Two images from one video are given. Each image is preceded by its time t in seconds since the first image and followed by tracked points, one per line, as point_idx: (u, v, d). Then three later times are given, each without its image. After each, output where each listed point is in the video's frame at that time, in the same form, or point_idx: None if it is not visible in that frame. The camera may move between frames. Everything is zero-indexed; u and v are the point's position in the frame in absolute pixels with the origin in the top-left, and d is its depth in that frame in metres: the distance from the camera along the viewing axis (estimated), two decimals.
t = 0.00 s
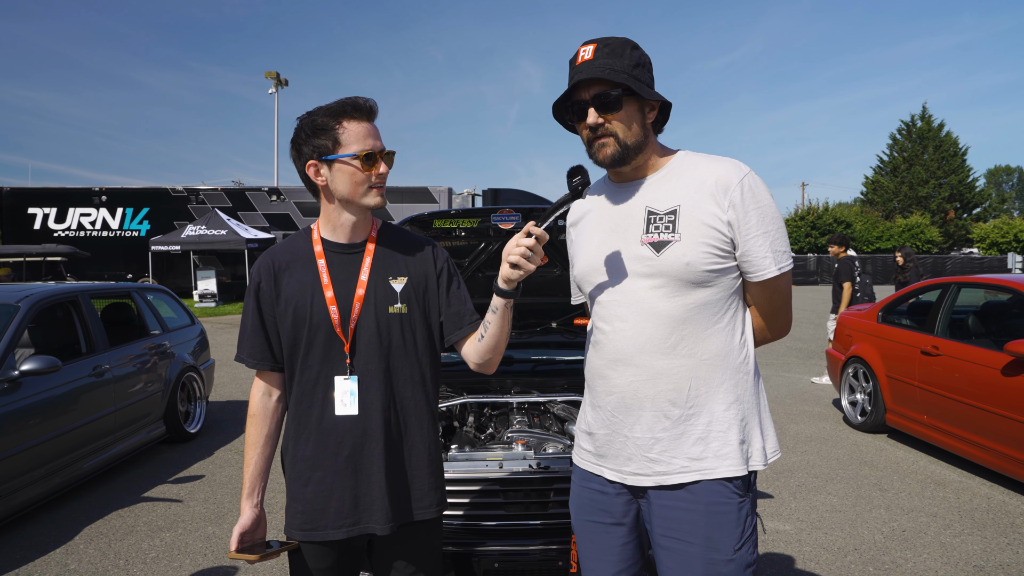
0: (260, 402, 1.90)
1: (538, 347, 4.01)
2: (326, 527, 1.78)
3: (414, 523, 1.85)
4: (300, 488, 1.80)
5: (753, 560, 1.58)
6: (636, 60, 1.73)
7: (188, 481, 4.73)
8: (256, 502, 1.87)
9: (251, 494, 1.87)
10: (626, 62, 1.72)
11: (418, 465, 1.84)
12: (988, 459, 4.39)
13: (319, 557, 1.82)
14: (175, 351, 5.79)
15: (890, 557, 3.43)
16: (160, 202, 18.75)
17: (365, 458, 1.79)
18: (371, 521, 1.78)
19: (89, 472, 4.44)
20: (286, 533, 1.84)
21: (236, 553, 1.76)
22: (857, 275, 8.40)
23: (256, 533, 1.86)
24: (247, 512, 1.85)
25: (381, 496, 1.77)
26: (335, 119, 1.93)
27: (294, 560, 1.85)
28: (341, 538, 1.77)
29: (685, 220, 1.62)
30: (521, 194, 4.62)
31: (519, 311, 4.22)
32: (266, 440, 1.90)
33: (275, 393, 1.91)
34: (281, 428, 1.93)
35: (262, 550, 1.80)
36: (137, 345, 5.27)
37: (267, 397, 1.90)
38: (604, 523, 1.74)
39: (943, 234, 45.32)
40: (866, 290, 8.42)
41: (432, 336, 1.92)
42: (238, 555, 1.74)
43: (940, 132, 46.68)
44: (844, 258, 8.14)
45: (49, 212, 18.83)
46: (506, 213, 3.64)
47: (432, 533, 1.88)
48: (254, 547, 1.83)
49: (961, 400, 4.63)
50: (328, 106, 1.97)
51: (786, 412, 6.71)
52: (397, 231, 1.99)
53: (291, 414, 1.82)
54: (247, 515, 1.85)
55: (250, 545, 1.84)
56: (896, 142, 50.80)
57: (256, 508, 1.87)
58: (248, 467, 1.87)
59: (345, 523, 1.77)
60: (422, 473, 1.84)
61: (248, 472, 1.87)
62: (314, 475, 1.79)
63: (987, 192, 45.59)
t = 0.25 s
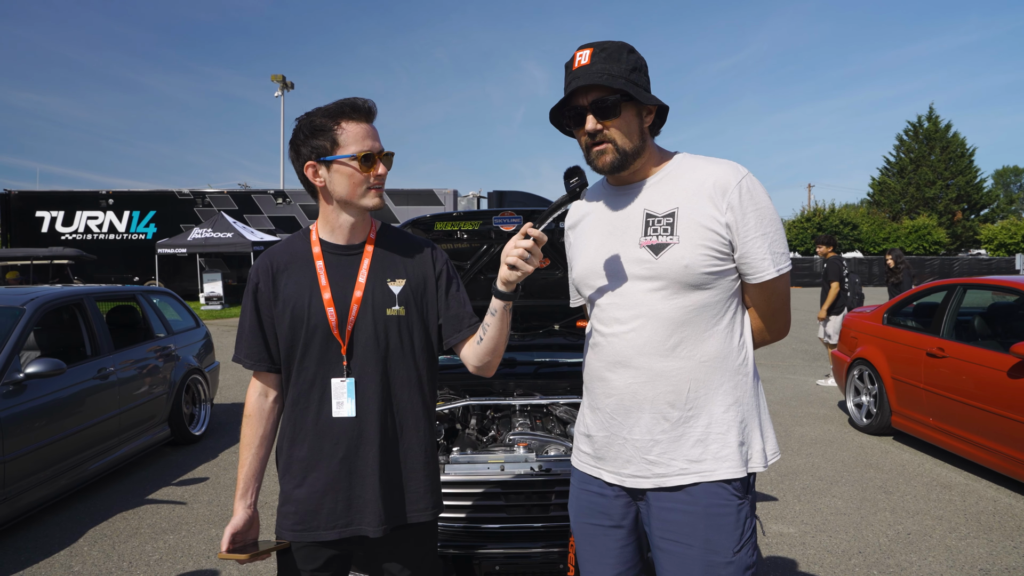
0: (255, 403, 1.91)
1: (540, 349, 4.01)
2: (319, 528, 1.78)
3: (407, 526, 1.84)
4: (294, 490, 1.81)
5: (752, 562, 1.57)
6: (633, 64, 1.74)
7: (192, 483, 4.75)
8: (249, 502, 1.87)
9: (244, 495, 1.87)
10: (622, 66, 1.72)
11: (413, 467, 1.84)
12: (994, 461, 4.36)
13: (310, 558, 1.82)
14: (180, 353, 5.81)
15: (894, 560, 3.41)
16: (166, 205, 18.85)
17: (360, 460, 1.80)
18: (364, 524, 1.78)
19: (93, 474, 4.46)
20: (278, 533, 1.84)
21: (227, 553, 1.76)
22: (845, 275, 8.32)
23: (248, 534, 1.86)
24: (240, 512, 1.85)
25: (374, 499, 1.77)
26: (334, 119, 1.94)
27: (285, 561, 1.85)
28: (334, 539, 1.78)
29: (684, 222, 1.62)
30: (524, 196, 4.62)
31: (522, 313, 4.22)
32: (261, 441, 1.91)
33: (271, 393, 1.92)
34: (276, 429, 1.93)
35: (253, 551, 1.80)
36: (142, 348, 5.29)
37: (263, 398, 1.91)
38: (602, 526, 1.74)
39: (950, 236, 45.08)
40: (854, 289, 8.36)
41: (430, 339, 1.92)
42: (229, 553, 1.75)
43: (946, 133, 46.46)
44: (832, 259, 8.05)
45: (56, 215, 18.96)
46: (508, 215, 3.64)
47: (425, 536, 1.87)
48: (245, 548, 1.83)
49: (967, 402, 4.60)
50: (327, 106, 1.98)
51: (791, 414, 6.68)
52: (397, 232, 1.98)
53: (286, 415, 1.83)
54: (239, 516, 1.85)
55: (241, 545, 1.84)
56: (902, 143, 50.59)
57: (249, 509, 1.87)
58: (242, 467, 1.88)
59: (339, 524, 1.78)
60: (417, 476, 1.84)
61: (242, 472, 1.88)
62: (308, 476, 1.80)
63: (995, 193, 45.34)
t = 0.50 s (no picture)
0: (251, 400, 1.91)
1: (544, 349, 4.01)
2: (313, 527, 1.79)
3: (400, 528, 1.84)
4: (289, 488, 1.81)
5: (752, 562, 1.57)
6: (631, 63, 1.73)
7: (197, 482, 4.77)
8: (243, 499, 1.88)
9: (238, 492, 1.88)
10: (621, 67, 1.72)
11: (408, 468, 1.84)
12: (1002, 463, 4.33)
13: (305, 557, 1.82)
14: (185, 352, 5.84)
15: (900, 562, 3.39)
16: (174, 205, 18.95)
17: (355, 460, 1.80)
18: (357, 525, 1.78)
19: (99, 473, 4.49)
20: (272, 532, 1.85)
21: (219, 550, 1.77)
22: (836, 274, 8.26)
23: (240, 531, 1.87)
24: (233, 509, 1.86)
25: (368, 500, 1.78)
26: (334, 118, 1.95)
27: (280, 559, 1.86)
28: (327, 540, 1.78)
29: (683, 222, 1.61)
30: (529, 195, 4.61)
31: (526, 313, 4.22)
32: (256, 438, 1.91)
33: (268, 391, 1.92)
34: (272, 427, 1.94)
35: (246, 548, 1.81)
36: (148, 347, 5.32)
37: (259, 395, 1.91)
38: (602, 525, 1.74)
39: (959, 235, 44.79)
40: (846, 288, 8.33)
41: (427, 340, 1.92)
42: (220, 550, 1.76)
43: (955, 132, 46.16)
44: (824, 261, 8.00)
45: (65, 215, 19.09)
46: (511, 215, 3.64)
47: (419, 537, 1.87)
48: (237, 545, 1.84)
49: (974, 403, 4.57)
50: (327, 106, 1.98)
51: (797, 414, 6.65)
52: (397, 233, 1.99)
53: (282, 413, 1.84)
54: (232, 513, 1.86)
55: (234, 542, 1.85)
56: (911, 142, 50.29)
57: (243, 506, 1.88)
58: (237, 464, 1.88)
59: (332, 525, 1.79)
60: (411, 477, 1.84)
61: (236, 469, 1.88)
62: (303, 475, 1.81)
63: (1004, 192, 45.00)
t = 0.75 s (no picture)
0: (257, 396, 1.90)
1: (544, 349, 4.00)
2: (309, 525, 1.78)
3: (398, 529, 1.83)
4: (287, 485, 1.81)
5: (746, 564, 1.54)
6: (618, 62, 1.72)
7: (198, 481, 4.77)
8: (248, 495, 1.87)
9: (243, 487, 1.87)
10: (607, 65, 1.71)
11: (405, 468, 1.83)
12: (1006, 464, 4.29)
13: (303, 557, 1.81)
14: (188, 352, 5.85)
15: (902, 564, 3.37)
16: (179, 205, 19.01)
17: (350, 458, 1.79)
18: (353, 524, 1.77)
19: (101, 472, 4.49)
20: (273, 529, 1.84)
21: (220, 544, 1.76)
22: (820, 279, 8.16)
23: (244, 527, 1.87)
24: (237, 505, 1.86)
25: (363, 499, 1.76)
26: (326, 117, 1.96)
27: (280, 556, 1.85)
28: (324, 538, 1.78)
29: (675, 218, 1.60)
30: (531, 196, 4.60)
31: (527, 313, 4.21)
32: (261, 434, 1.91)
33: (273, 387, 1.92)
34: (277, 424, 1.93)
35: (247, 544, 1.81)
36: (150, 346, 5.33)
37: (265, 392, 1.91)
38: (595, 524, 1.73)
39: (965, 236, 44.55)
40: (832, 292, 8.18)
41: (427, 342, 1.91)
42: (223, 544, 1.76)
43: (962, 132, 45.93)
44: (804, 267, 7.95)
45: (71, 215, 19.17)
46: (510, 214, 3.63)
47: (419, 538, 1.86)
48: (241, 540, 1.84)
49: (978, 404, 4.53)
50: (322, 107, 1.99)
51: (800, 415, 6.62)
52: (398, 231, 1.99)
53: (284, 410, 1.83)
54: (237, 508, 1.86)
55: (237, 537, 1.84)
56: (917, 142, 50.07)
57: (247, 501, 1.87)
58: (242, 460, 1.88)
59: (328, 523, 1.78)
60: (409, 477, 1.83)
61: (241, 464, 1.88)
62: (300, 472, 1.80)
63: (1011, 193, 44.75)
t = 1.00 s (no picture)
0: (261, 397, 1.90)
1: (545, 349, 4.00)
2: (310, 527, 1.78)
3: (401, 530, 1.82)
4: (289, 486, 1.80)
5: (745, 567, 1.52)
6: (627, 60, 1.71)
7: (198, 482, 4.77)
8: (251, 496, 1.87)
9: (246, 488, 1.86)
10: (616, 64, 1.70)
11: (407, 469, 1.82)
12: (1007, 464, 4.29)
13: (307, 557, 1.80)
14: (188, 352, 5.85)
15: (903, 564, 3.37)
16: (180, 205, 19.02)
17: (352, 459, 1.79)
18: (355, 524, 1.77)
19: (101, 472, 4.50)
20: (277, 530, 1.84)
21: (224, 545, 1.77)
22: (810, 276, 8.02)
23: (248, 528, 1.87)
24: (241, 506, 1.85)
25: (365, 500, 1.76)
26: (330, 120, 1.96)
27: (285, 558, 1.85)
28: (327, 539, 1.77)
29: (676, 218, 1.60)
30: (532, 196, 4.61)
31: (527, 313, 4.21)
32: (265, 435, 1.90)
33: (277, 388, 1.91)
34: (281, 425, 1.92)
35: (252, 545, 1.81)
36: (151, 346, 5.33)
37: (269, 393, 1.90)
38: (594, 524, 1.73)
39: (966, 236, 44.53)
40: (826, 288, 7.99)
41: (429, 344, 1.91)
42: (226, 545, 1.77)
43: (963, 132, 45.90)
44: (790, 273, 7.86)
45: (72, 215, 19.18)
46: (510, 215, 3.63)
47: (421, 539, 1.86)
48: (244, 541, 1.83)
49: (979, 404, 4.53)
50: (326, 108, 1.99)
51: (801, 415, 6.62)
52: (401, 233, 1.99)
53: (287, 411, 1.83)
54: (240, 509, 1.85)
55: (240, 538, 1.84)
56: (918, 143, 50.05)
57: (251, 502, 1.87)
58: (246, 461, 1.87)
59: (331, 524, 1.77)
60: (411, 479, 1.82)
61: (245, 466, 1.87)
62: (303, 473, 1.79)
63: (1012, 193, 44.74)
